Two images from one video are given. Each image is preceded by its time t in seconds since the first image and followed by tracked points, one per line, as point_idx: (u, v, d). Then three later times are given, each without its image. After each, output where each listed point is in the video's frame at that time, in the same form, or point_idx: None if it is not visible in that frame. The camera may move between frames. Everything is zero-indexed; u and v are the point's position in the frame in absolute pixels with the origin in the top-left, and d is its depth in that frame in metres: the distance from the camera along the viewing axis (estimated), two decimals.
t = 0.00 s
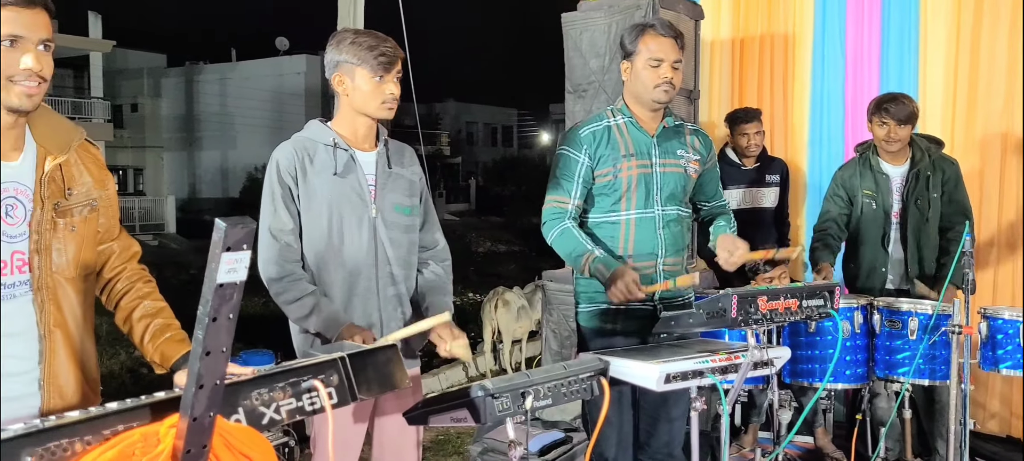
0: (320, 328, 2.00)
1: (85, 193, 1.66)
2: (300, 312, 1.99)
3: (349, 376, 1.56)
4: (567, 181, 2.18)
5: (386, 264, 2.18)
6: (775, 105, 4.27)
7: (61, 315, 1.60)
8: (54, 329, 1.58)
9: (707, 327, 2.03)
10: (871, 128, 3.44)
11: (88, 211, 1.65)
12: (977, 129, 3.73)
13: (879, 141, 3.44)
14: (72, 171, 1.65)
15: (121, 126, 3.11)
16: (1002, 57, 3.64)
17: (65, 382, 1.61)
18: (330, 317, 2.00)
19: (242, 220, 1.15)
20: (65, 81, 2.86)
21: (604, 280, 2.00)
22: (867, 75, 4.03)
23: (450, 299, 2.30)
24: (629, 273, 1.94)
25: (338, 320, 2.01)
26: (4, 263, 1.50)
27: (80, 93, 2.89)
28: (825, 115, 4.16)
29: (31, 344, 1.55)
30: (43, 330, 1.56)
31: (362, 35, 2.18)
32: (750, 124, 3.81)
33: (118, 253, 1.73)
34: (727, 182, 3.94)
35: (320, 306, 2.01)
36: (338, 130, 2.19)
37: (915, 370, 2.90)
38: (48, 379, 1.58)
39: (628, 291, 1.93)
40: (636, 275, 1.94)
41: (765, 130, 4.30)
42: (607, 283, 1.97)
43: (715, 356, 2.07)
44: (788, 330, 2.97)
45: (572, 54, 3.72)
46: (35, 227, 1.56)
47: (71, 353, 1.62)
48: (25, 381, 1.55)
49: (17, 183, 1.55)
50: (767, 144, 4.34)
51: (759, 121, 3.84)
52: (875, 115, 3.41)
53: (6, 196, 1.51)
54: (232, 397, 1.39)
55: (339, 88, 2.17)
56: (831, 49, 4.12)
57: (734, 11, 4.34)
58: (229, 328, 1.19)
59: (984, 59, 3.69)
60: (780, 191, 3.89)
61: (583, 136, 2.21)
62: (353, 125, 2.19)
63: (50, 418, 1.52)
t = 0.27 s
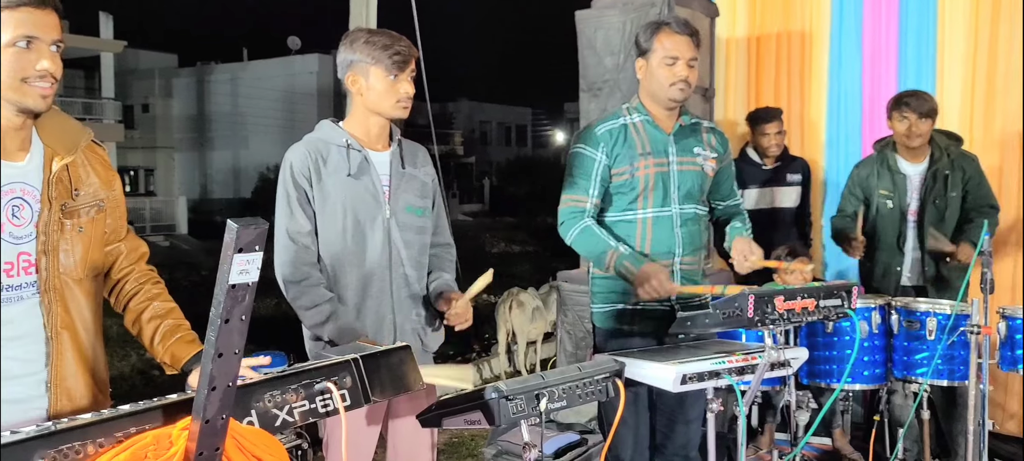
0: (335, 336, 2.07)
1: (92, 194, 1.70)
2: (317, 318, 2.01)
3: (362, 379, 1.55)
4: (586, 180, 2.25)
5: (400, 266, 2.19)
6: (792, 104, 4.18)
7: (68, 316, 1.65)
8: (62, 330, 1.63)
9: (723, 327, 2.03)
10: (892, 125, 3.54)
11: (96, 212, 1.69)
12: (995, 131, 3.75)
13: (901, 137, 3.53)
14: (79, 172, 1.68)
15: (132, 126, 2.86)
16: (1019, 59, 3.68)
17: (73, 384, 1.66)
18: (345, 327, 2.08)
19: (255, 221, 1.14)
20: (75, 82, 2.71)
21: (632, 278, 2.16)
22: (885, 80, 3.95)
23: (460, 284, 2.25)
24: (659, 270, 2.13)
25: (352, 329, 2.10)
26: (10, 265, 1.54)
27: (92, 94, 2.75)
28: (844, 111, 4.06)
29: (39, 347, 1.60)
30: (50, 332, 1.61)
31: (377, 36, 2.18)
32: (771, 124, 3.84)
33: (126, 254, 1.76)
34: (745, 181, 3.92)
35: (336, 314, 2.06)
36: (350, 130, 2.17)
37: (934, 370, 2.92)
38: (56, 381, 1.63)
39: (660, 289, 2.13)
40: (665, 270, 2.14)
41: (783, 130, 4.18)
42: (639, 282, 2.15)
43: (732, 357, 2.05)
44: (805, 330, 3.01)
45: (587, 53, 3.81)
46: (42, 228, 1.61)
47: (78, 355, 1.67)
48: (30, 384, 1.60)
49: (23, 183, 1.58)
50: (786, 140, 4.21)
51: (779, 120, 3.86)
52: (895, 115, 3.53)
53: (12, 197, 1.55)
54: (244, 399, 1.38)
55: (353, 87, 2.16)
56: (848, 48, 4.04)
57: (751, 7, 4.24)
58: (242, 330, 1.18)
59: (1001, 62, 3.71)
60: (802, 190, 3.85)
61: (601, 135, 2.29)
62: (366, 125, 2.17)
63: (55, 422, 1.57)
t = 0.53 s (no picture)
0: (344, 331, 2.00)
1: (101, 193, 1.73)
2: (324, 314, 1.99)
3: (371, 379, 1.56)
4: (600, 182, 2.28)
5: (408, 268, 2.20)
6: (801, 108, 4.21)
7: (76, 315, 1.67)
8: (68, 328, 1.65)
9: (731, 329, 2.04)
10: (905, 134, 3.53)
11: (105, 211, 1.71)
12: (1007, 131, 3.73)
13: (913, 145, 3.53)
14: (86, 170, 1.71)
15: (143, 129, 2.87)
16: None
17: (79, 384, 1.68)
18: (354, 320, 2.00)
19: (264, 222, 1.15)
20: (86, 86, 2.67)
21: (653, 272, 2.12)
22: (895, 81, 3.96)
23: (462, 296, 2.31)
24: (676, 259, 2.09)
25: (363, 322, 2.01)
26: (18, 262, 1.56)
27: (102, 97, 2.70)
28: (852, 118, 4.10)
29: (45, 348, 1.61)
30: (57, 331, 1.62)
31: (384, 40, 2.18)
32: (783, 126, 3.83)
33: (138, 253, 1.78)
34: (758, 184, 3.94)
35: (344, 309, 2.01)
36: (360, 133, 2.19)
37: (943, 373, 2.94)
38: (62, 380, 1.64)
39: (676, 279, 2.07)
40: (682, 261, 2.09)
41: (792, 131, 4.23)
42: (659, 272, 2.10)
43: (739, 359, 2.05)
44: (814, 333, 3.04)
45: (594, 56, 3.75)
46: (51, 226, 1.62)
47: (86, 354, 1.69)
48: (36, 385, 1.61)
49: (31, 182, 1.60)
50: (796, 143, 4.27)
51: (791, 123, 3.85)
52: (909, 122, 3.51)
53: (21, 196, 1.57)
54: (255, 399, 1.39)
55: (360, 91, 2.17)
56: (858, 52, 4.05)
57: (760, 9, 4.26)
58: (252, 331, 1.20)
59: (1013, 60, 3.66)
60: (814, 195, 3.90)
61: (611, 137, 2.33)
62: (373, 126, 2.19)
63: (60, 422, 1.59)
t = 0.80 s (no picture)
0: (358, 341, 2.05)
1: (112, 195, 1.73)
2: (340, 323, 2.01)
3: (382, 381, 1.56)
4: (604, 183, 2.31)
5: (420, 270, 2.19)
6: (815, 109, 4.16)
7: (90, 316, 1.68)
8: (83, 330, 1.66)
9: (745, 331, 2.10)
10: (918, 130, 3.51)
11: (117, 213, 1.72)
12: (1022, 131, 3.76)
13: (925, 142, 3.50)
14: (98, 173, 1.72)
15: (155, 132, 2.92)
16: None
17: (93, 384, 1.69)
18: (369, 330, 2.05)
19: (277, 225, 1.15)
20: (98, 89, 2.75)
21: (646, 268, 2.17)
22: (908, 76, 3.94)
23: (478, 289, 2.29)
24: (670, 253, 2.12)
25: (375, 334, 2.07)
26: (32, 264, 1.57)
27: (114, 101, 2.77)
28: (865, 112, 4.06)
29: (59, 350, 1.62)
30: (72, 332, 1.63)
31: (397, 43, 2.18)
32: (795, 128, 3.81)
33: (145, 256, 1.78)
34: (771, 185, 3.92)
35: (359, 319, 2.04)
36: (371, 136, 2.19)
37: (959, 376, 2.91)
38: (76, 381, 1.65)
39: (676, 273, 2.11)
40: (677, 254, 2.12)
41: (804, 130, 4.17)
42: (652, 268, 2.14)
43: (752, 362, 2.05)
44: (827, 335, 3.05)
45: (605, 58, 3.74)
46: (64, 229, 1.63)
47: (99, 354, 1.70)
48: (51, 386, 1.61)
49: (44, 184, 1.61)
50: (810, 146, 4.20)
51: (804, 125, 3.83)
52: (922, 118, 3.48)
53: (34, 198, 1.58)
54: (266, 402, 1.40)
55: (372, 95, 2.17)
56: (870, 52, 4.02)
57: (772, 10, 4.19)
58: (264, 333, 1.19)
59: None
60: (826, 195, 3.87)
61: (620, 137, 2.34)
62: (385, 129, 2.19)
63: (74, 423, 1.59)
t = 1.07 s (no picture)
0: (369, 332, 2.02)
1: (126, 194, 1.74)
2: (350, 315, 2.00)
3: (393, 380, 1.57)
4: (616, 184, 2.31)
5: (431, 269, 2.20)
6: (826, 110, 4.16)
7: (102, 313, 1.69)
8: (94, 327, 1.67)
9: (756, 332, 2.12)
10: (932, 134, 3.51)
11: (130, 211, 1.73)
12: None
13: (940, 148, 3.50)
14: (113, 172, 1.73)
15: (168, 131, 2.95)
16: None
17: (103, 381, 1.70)
18: (380, 321, 2.02)
19: (290, 224, 1.16)
20: (112, 90, 2.76)
21: (657, 275, 2.17)
22: (920, 80, 3.91)
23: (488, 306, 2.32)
24: (681, 264, 2.13)
25: (388, 325, 2.03)
26: (45, 262, 1.59)
27: (128, 100, 2.79)
28: (878, 119, 4.06)
29: (71, 347, 1.64)
30: (84, 329, 1.65)
31: (412, 44, 2.19)
32: (806, 128, 3.78)
33: (156, 255, 1.78)
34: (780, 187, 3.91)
35: (369, 310, 2.02)
36: (385, 136, 2.20)
37: (971, 377, 2.90)
38: (87, 378, 1.67)
39: (688, 281, 2.12)
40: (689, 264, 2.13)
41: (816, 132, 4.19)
42: (664, 276, 2.15)
43: (764, 363, 2.05)
44: (839, 336, 3.05)
45: (616, 58, 3.75)
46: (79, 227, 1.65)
47: (110, 353, 1.71)
48: (63, 383, 1.63)
49: (59, 182, 1.63)
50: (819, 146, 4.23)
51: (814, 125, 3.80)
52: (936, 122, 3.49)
53: (48, 196, 1.60)
54: (279, 399, 1.41)
55: (387, 95, 2.18)
56: (882, 54, 4.01)
57: (783, 10, 4.22)
58: (276, 332, 1.20)
59: None
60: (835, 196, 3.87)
61: (632, 138, 2.34)
62: (398, 130, 2.20)
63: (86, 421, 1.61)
